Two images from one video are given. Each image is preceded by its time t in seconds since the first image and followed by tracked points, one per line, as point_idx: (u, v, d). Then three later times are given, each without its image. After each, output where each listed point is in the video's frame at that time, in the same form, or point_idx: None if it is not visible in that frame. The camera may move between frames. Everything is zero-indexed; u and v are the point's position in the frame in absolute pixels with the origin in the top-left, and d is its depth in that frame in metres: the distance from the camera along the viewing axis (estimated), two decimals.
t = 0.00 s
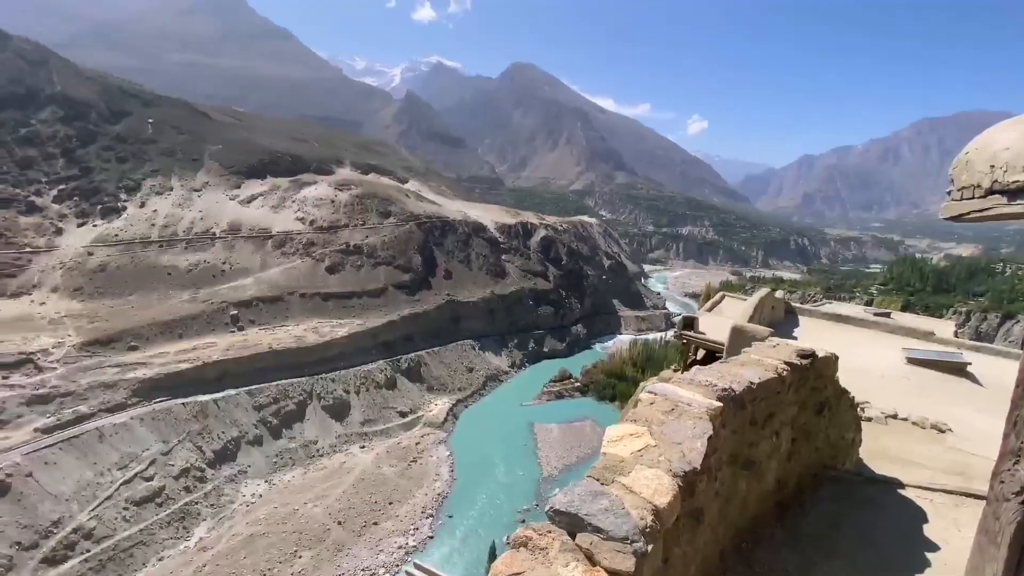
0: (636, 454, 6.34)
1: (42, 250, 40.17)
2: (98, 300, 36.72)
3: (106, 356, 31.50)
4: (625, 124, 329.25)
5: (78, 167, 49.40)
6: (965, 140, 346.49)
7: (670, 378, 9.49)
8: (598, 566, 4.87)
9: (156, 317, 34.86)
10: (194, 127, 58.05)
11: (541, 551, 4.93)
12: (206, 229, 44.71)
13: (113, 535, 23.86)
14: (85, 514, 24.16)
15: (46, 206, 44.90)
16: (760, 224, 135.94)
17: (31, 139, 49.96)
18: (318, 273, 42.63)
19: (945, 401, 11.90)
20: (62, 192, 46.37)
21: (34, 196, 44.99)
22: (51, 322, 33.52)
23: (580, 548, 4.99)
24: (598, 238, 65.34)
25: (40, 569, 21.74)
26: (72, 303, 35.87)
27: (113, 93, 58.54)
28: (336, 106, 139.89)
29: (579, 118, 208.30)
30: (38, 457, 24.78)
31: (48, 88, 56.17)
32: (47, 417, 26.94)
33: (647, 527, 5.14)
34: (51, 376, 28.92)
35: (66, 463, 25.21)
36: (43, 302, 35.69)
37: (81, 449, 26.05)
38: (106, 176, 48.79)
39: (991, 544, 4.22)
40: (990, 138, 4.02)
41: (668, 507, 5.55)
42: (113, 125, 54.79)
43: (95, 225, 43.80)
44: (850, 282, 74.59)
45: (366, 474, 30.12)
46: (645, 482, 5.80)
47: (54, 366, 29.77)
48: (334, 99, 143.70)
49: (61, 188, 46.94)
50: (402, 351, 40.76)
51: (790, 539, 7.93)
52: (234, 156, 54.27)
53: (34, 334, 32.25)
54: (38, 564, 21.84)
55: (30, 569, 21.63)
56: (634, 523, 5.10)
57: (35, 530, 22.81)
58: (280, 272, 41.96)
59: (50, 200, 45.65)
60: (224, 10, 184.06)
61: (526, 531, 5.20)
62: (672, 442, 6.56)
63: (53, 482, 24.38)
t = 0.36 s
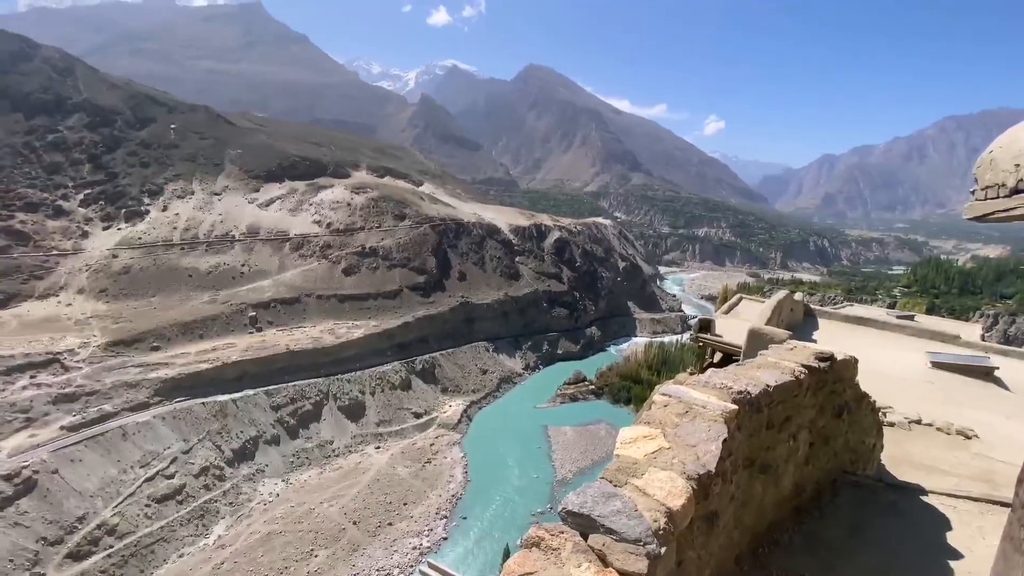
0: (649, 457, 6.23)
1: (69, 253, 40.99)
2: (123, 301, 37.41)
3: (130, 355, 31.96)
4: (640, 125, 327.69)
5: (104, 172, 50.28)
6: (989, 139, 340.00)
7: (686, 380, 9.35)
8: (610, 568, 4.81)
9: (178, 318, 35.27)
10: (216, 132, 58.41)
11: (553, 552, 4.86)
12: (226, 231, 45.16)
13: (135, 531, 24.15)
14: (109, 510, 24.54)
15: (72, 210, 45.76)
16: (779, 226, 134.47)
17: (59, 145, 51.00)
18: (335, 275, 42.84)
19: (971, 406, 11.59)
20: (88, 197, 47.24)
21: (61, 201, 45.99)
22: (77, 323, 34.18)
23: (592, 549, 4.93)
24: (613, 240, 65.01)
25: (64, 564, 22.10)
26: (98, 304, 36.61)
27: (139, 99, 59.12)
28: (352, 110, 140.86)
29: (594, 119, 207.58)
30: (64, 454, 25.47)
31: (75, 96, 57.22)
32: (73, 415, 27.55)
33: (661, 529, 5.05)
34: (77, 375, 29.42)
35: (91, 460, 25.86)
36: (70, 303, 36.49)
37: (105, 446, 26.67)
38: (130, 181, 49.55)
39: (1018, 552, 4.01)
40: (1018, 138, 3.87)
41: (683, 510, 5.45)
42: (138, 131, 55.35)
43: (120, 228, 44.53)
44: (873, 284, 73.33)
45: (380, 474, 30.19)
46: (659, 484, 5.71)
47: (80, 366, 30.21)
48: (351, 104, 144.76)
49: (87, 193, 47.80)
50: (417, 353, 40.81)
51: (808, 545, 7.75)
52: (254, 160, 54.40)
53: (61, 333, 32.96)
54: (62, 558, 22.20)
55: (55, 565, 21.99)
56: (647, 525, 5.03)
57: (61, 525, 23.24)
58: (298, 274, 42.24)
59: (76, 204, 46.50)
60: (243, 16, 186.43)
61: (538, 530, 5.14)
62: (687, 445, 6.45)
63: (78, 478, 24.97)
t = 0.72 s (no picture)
0: (666, 460, 6.18)
1: (99, 254, 41.98)
2: (150, 301, 38.20)
3: (156, 354, 32.43)
4: (659, 126, 325.43)
5: (132, 175, 51.18)
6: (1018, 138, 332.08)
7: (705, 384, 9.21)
8: (626, 569, 4.76)
9: (203, 318, 35.70)
10: (239, 138, 58.30)
11: (569, 552, 4.82)
12: (249, 234, 45.63)
13: (160, 526, 24.59)
14: (135, 505, 25.03)
15: (103, 213, 46.57)
16: (802, 227, 132.43)
17: (89, 150, 52.04)
18: (354, 277, 43.06)
19: (1004, 413, 11.20)
20: (117, 201, 47.90)
21: (91, 204, 46.93)
22: (106, 323, 34.75)
23: (609, 550, 4.89)
24: (631, 242, 64.52)
25: (91, 557, 22.63)
26: (126, 304, 37.47)
27: (166, 105, 59.86)
28: (371, 113, 141.88)
29: (612, 120, 206.42)
30: (93, 449, 26.01)
31: (106, 102, 58.21)
32: (103, 412, 28.04)
33: (678, 532, 5.03)
34: (106, 373, 29.92)
35: (118, 456, 26.35)
36: (99, 303, 37.40)
37: (132, 442, 27.20)
38: (158, 185, 50.11)
39: None
40: None
41: (700, 513, 5.41)
42: (165, 136, 56.01)
43: (149, 230, 45.39)
44: (899, 287, 71.74)
45: (398, 474, 30.25)
46: (677, 487, 5.67)
47: (108, 365, 30.67)
48: (370, 107, 145.84)
49: (117, 197, 48.55)
50: (434, 354, 40.85)
51: (830, 552, 7.58)
52: (276, 163, 54.80)
53: (90, 333, 33.50)
54: (90, 552, 22.73)
55: (83, 558, 22.49)
56: (664, 527, 5.01)
57: (88, 519, 23.76)
58: (318, 276, 42.53)
59: (106, 208, 47.26)
60: (265, 21, 188.93)
61: (554, 531, 5.10)
62: (705, 448, 6.40)
63: (106, 473, 25.50)
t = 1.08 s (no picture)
0: (690, 464, 6.07)
1: (133, 256, 43.26)
2: (181, 301, 39.22)
3: (187, 353, 33.09)
4: (682, 126, 321.84)
5: (166, 180, 52.35)
6: None
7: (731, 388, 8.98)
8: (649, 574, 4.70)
9: (233, 318, 36.36)
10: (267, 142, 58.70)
11: (592, 554, 4.76)
12: (276, 236, 46.16)
13: (189, 520, 25.00)
14: (166, 499, 25.43)
15: (136, 216, 47.12)
16: (832, 229, 129.71)
17: (126, 156, 53.17)
18: (376, 279, 43.30)
19: None
20: (151, 205, 48.88)
21: (127, 207, 48.02)
22: (139, 322, 35.78)
23: (632, 555, 4.86)
24: (653, 244, 63.87)
25: (123, 549, 23.01)
26: (159, 304, 38.62)
27: (198, 112, 60.74)
28: (395, 117, 143.04)
29: (635, 121, 204.52)
30: (126, 444, 26.36)
31: (142, 109, 59.32)
32: (136, 408, 28.67)
33: (703, 538, 5.00)
34: (139, 370, 30.73)
35: (150, 451, 26.72)
36: (134, 303, 38.60)
37: (163, 437, 27.60)
38: (190, 189, 51.00)
39: None
40: None
41: (726, 519, 5.32)
42: (197, 142, 57.30)
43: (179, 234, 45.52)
44: (934, 291, 69.68)
45: (418, 474, 30.31)
46: (701, 492, 5.58)
47: (142, 362, 31.51)
48: (393, 111, 146.99)
49: (150, 202, 49.49)
50: (455, 355, 40.82)
51: (861, 564, 7.30)
52: (302, 166, 55.06)
53: (124, 333, 34.45)
54: (122, 544, 23.15)
55: (115, 550, 22.85)
56: (688, 533, 5.00)
57: (121, 512, 24.15)
58: (341, 277, 42.86)
59: (141, 211, 48.18)
60: (292, 27, 191.75)
61: (576, 533, 5.04)
62: (730, 453, 6.25)
63: (138, 467, 25.88)
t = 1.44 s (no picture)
0: (719, 472, 5.85)
1: (169, 258, 44.15)
2: (214, 302, 39.97)
3: (218, 353, 33.71)
4: (708, 128, 318.09)
5: (200, 185, 52.96)
6: None
7: (760, 396, 8.71)
8: None
9: (265, 319, 36.95)
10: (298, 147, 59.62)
11: (617, 561, 4.61)
12: (304, 240, 46.61)
13: (219, 516, 25.35)
14: (197, 494, 25.85)
15: (174, 220, 48.52)
16: (866, 232, 126.58)
17: (164, 162, 53.93)
18: (400, 281, 43.51)
19: None
20: (187, 209, 49.81)
21: (164, 211, 49.09)
22: (174, 322, 36.71)
23: (658, 561, 4.68)
24: (679, 248, 63.06)
25: (156, 542, 23.52)
26: (194, 304, 39.46)
27: (232, 117, 61.41)
28: (421, 121, 144.46)
29: (662, 122, 202.32)
30: (161, 440, 26.98)
31: (179, 117, 60.49)
32: (170, 406, 29.38)
33: (732, 548, 4.80)
34: (174, 369, 31.57)
35: (183, 447, 27.27)
36: (170, 304, 39.50)
37: (195, 434, 28.11)
38: (223, 194, 51.77)
39: None
40: None
41: (756, 529, 5.12)
42: (231, 148, 57.76)
43: (214, 237, 47.04)
44: (974, 297, 67.40)
45: (441, 476, 30.29)
46: (730, 501, 5.37)
47: (175, 361, 32.37)
48: (419, 115, 148.05)
49: (186, 206, 50.36)
50: (477, 358, 40.71)
51: None
52: (331, 171, 55.43)
53: (160, 332, 35.49)
54: (155, 537, 23.65)
55: (149, 543, 23.43)
56: (718, 542, 4.80)
57: (155, 506, 24.76)
58: (367, 280, 43.16)
59: (177, 215, 49.21)
60: (322, 33, 194.75)
61: (602, 540, 4.88)
62: (761, 461, 6.01)
63: (171, 462, 26.40)
